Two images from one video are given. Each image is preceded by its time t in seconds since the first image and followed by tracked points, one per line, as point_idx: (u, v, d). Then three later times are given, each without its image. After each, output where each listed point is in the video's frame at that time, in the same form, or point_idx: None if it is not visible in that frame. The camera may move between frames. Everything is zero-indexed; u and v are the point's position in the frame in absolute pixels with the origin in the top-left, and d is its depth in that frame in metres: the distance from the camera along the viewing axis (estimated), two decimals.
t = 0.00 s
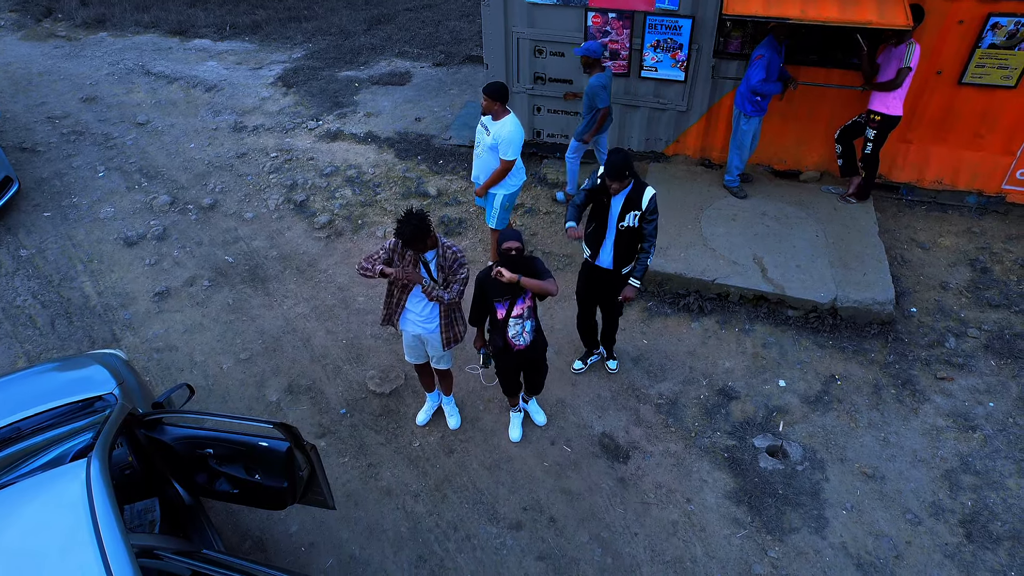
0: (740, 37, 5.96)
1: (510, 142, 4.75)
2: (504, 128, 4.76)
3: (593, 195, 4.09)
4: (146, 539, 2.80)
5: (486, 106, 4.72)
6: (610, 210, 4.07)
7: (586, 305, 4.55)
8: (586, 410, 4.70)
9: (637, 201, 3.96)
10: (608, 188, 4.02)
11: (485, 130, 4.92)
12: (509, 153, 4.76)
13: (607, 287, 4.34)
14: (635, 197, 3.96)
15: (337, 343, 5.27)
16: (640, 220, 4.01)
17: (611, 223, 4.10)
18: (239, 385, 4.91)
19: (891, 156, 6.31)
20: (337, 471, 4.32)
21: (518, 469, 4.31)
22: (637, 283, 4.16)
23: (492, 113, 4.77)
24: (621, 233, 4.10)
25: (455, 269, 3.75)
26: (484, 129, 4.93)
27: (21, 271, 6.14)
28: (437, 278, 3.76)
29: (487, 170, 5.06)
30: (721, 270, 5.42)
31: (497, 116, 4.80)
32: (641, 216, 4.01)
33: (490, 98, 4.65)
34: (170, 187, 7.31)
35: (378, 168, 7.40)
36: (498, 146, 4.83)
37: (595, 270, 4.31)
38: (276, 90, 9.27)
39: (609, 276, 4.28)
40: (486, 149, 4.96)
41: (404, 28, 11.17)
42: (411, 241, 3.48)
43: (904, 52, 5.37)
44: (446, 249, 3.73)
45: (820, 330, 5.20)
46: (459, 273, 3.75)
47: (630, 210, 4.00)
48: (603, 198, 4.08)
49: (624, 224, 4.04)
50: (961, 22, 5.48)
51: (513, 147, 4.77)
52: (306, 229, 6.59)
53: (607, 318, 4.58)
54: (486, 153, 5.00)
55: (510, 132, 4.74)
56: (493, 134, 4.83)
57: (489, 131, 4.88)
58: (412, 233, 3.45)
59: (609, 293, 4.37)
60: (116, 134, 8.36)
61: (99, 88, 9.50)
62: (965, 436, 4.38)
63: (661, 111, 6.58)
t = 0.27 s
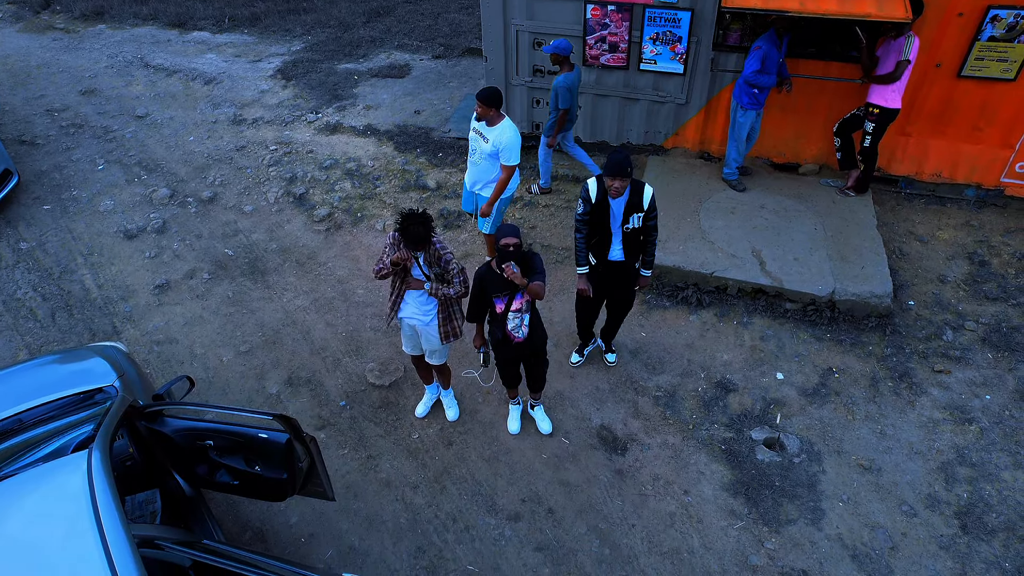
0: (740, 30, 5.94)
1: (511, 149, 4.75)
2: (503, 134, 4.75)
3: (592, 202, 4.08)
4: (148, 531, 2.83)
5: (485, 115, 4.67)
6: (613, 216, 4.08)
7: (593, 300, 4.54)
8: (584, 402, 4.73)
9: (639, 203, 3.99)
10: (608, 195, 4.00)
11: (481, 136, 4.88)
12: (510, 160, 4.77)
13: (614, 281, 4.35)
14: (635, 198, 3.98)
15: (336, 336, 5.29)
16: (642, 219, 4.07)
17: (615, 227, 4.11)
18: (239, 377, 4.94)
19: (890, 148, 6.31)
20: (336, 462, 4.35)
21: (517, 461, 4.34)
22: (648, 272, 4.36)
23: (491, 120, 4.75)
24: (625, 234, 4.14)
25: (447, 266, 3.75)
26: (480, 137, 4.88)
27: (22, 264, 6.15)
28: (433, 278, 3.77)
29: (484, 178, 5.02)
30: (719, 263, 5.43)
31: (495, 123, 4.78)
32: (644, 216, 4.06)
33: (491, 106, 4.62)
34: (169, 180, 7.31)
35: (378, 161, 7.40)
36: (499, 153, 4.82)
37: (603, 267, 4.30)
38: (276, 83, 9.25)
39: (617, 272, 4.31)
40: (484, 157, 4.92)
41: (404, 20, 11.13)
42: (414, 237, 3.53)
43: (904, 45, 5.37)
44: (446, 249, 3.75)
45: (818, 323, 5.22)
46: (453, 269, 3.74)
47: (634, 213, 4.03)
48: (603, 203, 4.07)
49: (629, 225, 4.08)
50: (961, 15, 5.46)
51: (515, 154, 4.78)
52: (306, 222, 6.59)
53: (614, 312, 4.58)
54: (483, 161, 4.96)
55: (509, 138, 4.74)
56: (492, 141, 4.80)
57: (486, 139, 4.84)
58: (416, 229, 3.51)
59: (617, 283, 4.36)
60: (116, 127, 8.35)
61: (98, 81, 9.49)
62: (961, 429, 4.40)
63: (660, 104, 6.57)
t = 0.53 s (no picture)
0: (741, 24, 5.93)
1: (514, 144, 4.81)
2: (503, 130, 4.79)
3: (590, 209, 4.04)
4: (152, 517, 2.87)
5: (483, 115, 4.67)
6: (614, 216, 4.07)
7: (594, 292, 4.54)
8: (584, 395, 4.76)
9: (640, 201, 4.03)
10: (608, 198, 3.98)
11: (480, 135, 4.89)
12: (515, 154, 4.83)
13: (617, 276, 4.38)
14: (636, 196, 4.01)
15: (338, 328, 5.33)
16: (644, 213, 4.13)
17: (617, 227, 4.12)
18: (242, 369, 4.98)
19: (891, 143, 6.31)
20: (338, 453, 4.40)
21: (516, 453, 4.38)
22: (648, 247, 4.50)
23: (489, 119, 4.76)
24: (628, 231, 4.18)
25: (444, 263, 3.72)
26: (478, 137, 4.88)
27: (27, 256, 6.20)
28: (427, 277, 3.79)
29: (487, 176, 5.05)
30: (719, 257, 5.45)
31: (492, 121, 4.79)
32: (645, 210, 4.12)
33: (489, 105, 4.63)
34: (173, 173, 7.35)
35: (380, 155, 7.43)
36: (501, 150, 4.86)
37: (605, 264, 4.31)
38: (278, 76, 9.27)
39: (618, 266, 4.33)
40: (484, 156, 4.94)
41: (407, 14, 11.12)
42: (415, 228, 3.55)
43: (905, 40, 5.35)
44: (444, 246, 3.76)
45: (817, 318, 5.24)
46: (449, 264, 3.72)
47: (635, 209, 4.07)
48: (602, 207, 4.04)
49: (632, 222, 4.11)
50: (963, 9, 5.45)
51: (518, 148, 4.84)
52: (308, 216, 6.63)
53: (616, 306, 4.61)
54: (484, 160, 4.97)
55: (510, 133, 4.79)
56: (492, 140, 4.82)
57: (486, 138, 4.85)
58: (417, 221, 3.53)
59: (620, 276, 4.38)
60: (119, 120, 8.38)
61: (102, 74, 9.52)
62: (959, 423, 4.42)
63: (662, 98, 6.58)
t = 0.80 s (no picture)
0: (741, 24, 5.99)
1: (512, 141, 4.91)
2: (500, 129, 4.86)
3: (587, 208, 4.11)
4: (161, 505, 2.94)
5: (481, 118, 4.70)
6: (610, 218, 4.14)
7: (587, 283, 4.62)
8: (583, 390, 4.82)
9: (637, 207, 4.11)
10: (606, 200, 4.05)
11: (477, 139, 4.88)
12: (515, 149, 4.94)
13: (607, 271, 4.47)
14: (636, 202, 4.09)
15: (341, 324, 5.39)
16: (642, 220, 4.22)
17: (611, 228, 4.21)
18: (246, 363, 5.05)
19: (889, 142, 6.35)
20: (341, 446, 4.46)
21: (516, 446, 4.44)
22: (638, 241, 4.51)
23: (484, 121, 4.78)
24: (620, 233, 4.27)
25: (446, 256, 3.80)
26: (476, 142, 4.88)
27: (34, 252, 6.27)
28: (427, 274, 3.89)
29: (487, 180, 5.04)
30: (718, 254, 5.50)
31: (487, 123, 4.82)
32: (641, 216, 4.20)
33: (485, 106, 4.67)
34: (177, 171, 7.41)
35: (382, 153, 7.49)
36: (501, 149, 4.91)
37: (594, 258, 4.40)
38: (282, 75, 9.33)
39: (607, 261, 4.42)
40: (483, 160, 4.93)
41: (409, 13, 11.18)
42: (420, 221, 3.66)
43: (902, 39, 5.41)
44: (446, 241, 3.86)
45: (815, 314, 5.29)
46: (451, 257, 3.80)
47: (632, 214, 4.15)
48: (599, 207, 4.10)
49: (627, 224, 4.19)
50: (960, 9, 5.49)
51: (516, 144, 4.94)
52: (311, 213, 6.69)
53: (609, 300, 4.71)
54: (482, 164, 4.96)
55: (507, 130, 4.88)
56: (491, 141, 4.85)
57: (484, 141, 4.87)
58: (417, 211, 3.62)
59: (611, 272, 4.47)
60: (124, 118, 8.45)
61: (107, 72, 9.59)
62: (954, 418, 4.47)
63: (662, 97, 6.63)
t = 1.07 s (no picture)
0: (737, 28, 6.10)
1: (499, 145, 4.88)
2: (487, 134, 4.82)
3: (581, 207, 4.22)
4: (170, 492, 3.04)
5: (468, 125, 4.65)
6: (601, 223, 4.25)
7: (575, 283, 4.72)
8: (581, 386, 4.91)
9: (630, 220, 4.21)
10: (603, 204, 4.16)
11: (465, 147, 4.82)
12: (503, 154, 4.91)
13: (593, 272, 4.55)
14: (630, 216, 4.19)
15: (343, 322, 5.48)
16: (630, 235, 4.31)
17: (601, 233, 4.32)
18: (250, 359, 5.14)
19: (883, 144, 6.45)
20: (343, 441, 4.54)
21: (516, 441, 4.52)
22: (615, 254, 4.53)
23: (470, 128, 4.74)
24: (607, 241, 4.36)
25: (451, 254, 3.96)
26: (464, 150, 4.82)
27: (41, 252, 6.37)
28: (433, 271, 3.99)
29: (479, 187, 4.99)
30: (714, 253, 5.60)
31: (473, 130, 4.78)
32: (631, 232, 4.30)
33: (471, 113, 4.63)
34: (181, 173, 7.51)
35: (384, 155, 7.59)
36: (489, 155, 4.87)
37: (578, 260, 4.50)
38: (285, 79, 9.45)
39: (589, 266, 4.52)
40: (473, 167, 4.89)
41: (411, 18, 11.31)
42: (426, 222, 3.72)
43: (894, 42, 5.53)
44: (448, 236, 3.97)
45: (809, 312, 5.38)
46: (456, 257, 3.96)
47: (623, 226, 4.26)
48: (593, 210, 4.22)
49: (615, 236, 4.31)
50: (951, 13, 5.61)
51: (503, 147, 4.92)
52: (314, 214, 6.79)
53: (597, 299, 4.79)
54: (473, 172, 4.91)
55: (494, 135, 4.84)
56: (479, 148, 4.81)
57: (472, 148, 4.82)
58: (421, 213, 3.70)
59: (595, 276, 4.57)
60: (129, 121, 8.56)
61: (112, 76, 9.71)
62: (945, 413, 4.56)
63: (659, 100, 6.73)
